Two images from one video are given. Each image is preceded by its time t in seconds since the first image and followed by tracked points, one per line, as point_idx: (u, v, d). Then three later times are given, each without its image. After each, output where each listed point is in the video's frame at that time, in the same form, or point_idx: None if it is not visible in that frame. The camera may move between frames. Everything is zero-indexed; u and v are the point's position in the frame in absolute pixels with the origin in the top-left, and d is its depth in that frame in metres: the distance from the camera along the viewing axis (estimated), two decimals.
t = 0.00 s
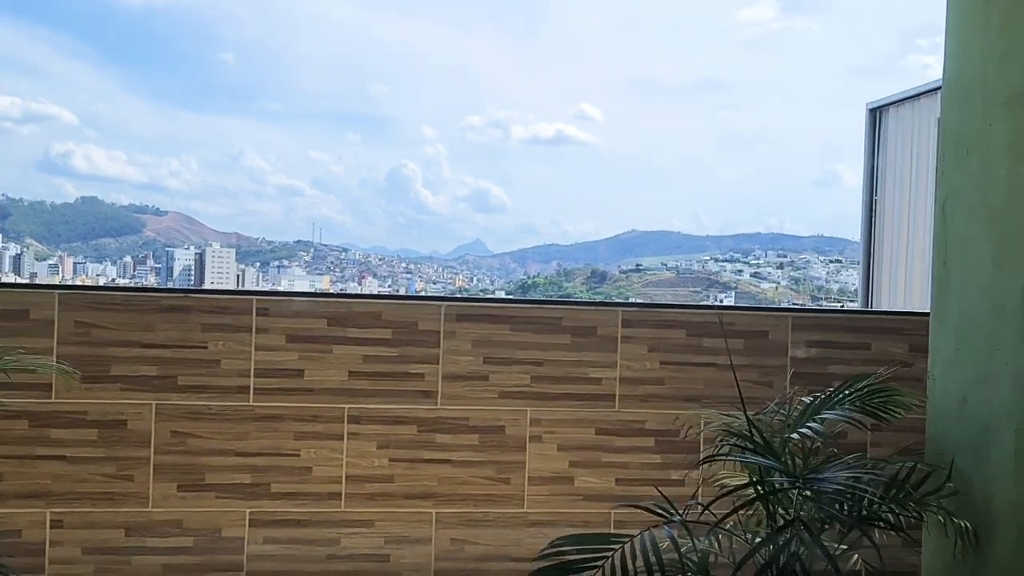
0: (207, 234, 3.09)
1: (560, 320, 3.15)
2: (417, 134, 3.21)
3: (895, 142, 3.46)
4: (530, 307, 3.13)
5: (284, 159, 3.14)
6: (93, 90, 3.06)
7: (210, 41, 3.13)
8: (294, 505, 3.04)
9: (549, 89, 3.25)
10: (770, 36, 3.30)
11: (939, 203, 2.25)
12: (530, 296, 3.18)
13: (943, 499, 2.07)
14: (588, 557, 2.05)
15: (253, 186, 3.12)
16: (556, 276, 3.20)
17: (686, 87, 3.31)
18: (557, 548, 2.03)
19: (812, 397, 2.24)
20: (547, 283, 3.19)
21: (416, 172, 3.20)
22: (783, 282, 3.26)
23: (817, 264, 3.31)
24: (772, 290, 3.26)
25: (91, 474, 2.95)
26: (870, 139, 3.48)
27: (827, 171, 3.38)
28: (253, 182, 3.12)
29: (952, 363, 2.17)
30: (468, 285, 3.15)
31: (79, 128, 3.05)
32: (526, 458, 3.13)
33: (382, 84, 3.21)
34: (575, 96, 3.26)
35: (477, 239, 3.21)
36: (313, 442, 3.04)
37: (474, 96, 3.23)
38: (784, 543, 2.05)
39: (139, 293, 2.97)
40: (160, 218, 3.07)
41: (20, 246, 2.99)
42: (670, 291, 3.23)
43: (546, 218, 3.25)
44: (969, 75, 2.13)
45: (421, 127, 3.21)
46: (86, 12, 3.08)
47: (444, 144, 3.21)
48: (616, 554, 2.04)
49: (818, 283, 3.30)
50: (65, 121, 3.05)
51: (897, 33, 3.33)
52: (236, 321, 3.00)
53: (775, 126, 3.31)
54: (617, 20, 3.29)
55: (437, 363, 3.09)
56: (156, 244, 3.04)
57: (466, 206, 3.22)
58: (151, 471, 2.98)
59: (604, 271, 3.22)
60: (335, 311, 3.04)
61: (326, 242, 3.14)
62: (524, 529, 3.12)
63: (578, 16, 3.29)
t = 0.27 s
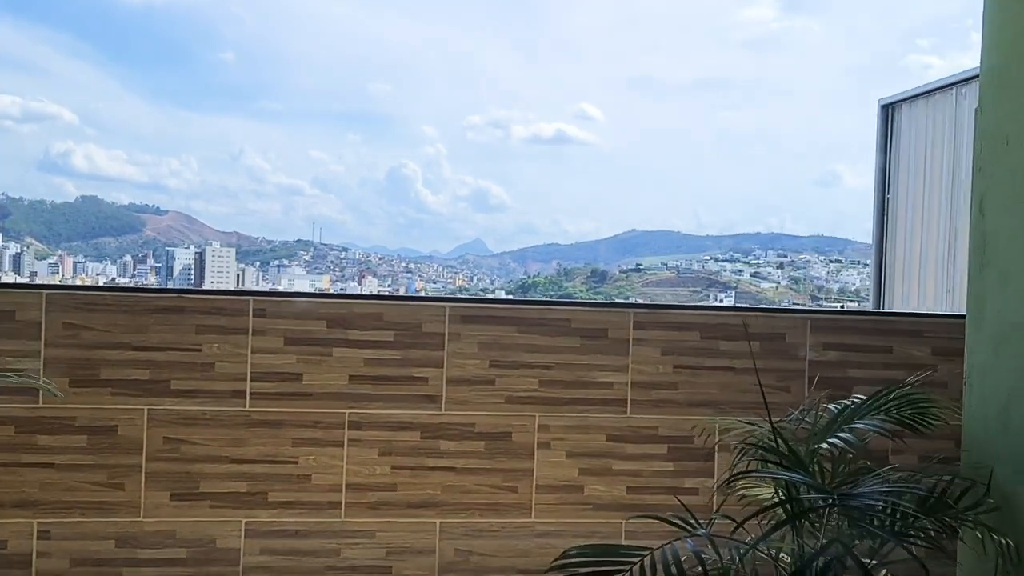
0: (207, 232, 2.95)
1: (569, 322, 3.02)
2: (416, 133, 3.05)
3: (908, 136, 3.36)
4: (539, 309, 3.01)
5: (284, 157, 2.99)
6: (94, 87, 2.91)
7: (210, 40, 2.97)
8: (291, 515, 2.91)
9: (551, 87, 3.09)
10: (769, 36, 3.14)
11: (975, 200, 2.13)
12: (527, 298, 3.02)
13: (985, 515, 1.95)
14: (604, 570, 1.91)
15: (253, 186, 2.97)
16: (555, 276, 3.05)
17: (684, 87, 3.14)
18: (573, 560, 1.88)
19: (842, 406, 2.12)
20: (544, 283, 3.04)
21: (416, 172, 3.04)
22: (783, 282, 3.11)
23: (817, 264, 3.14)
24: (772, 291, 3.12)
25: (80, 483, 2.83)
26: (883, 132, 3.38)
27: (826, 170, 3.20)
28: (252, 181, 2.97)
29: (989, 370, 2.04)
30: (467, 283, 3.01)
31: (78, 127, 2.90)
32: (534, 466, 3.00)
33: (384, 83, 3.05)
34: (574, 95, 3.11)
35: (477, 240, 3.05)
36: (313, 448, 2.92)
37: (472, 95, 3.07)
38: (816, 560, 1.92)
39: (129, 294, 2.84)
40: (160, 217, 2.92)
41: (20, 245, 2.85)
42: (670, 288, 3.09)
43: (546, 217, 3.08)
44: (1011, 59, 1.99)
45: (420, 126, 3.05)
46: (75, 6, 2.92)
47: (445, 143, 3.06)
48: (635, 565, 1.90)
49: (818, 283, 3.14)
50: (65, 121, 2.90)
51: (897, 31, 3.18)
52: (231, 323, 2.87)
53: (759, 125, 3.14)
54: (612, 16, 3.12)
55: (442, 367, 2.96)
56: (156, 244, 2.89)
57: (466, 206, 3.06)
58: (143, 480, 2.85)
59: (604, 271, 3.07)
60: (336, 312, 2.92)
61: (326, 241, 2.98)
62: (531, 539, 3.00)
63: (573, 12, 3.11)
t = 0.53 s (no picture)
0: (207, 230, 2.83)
1: (578, 324, 2.91)
2: (417, 131, 2.93)
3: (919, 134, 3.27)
4: (547, 310, 2.90)
5: (285, 157, 2.86)
6: (94, 85, 2.80)
7: (210, 38, 2.85)
8: (290, 524, 2.80)
9: (553, 84, 2.97)
10: (771, 37, 3.02)
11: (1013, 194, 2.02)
12: (529, 299, 2.90)
13: None
14: None
15: (253, 186, 2.85)
16: (556, 276, 2.93)
17: (684, 85, 3.02)
18: None
19: (868, 413, 2.01)
20: (546, 283, 2.92)
21: (416, 172, 2.92)
22: (784, 281, 3.01)
23: (818, 264, 3.02)
24: (773, 290, 3.01)
25: (69, 491, 2.72)
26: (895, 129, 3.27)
27: (826, 170, 3.08)
28: (252, 181, 2.85)
29: None
30: (469, 281, 2.89)
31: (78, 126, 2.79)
32: (542, 473, 2.89)
33: (386, 82, 2.92)
34: (572, 94, 2.98)
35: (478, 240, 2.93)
36: (312, 455, 2.81)
37: (471, 93, 2.95)
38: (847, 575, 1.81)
39: (121, 294, 2.73)
40: (161, 216, 2.81)
41: (21, 245, 2.74)
42: (671, 287, 2.98)
43: (546, 217, 2.96)
44: None
45: (421, 125, 2.93)
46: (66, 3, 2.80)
47: (445, 143, 2.94)
48: None
49: (818, 283, 3.03)
50: (66, 120, 2.79)
51: (899, 30, 3.09)
52: (227, 325, 2.77)
53: (762, 126, 3.03)
54: (608, 15, 2.99)
55: (446, 370, 2.86)
56: (156, 242, 2.78)
57: (466, 206, 2.94)
58: (135, 488, 2.74)
59: (604, 271, 2.95)
60: (336, 313, 2.81)
61: (326, 239, 2.87)
62: (539, 549, 2.89)
63: (572, 8, 2.99)
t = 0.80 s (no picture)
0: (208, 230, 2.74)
1: (587, 325, 2.82)
2: (416, 131, 2.83)
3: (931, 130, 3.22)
4: (555, 311, 2.81)
5: (286, 157, 2.76)
6: (94, 85, 2.70)
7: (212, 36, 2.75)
8: (289, 532, 2.72)
9: (554, 84, 2.88)
10: (771, 37, 2.94)
11: None
12: (529, 299, 2.81)
13: None
14: None
15: (253, 186, 2.75)
16: (556, 276, 2.84)
17: (683, 86, 2.92)
18: None
19: (893, 419, 1.92)
20: (546, 283, 2.83)
21: (416, 172, 2.82)
22: (784, 282, 2.94)
23: (819, 264, 2.95)
24: (773, 290, 2.94)
25: (62, 498, 2.63)
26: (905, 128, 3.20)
27: (827, 170, 3.00)
28: (254, 181, 2.75)
29: None
30: (468, 282, 2.81)
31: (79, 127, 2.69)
32: (549, 479, 2.81)
33: (386, 81, 2.82)
34: (572, 93, 2.88)
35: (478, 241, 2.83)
36: (312, 461, 2.72)
37: (471, 92, 2.85)
38: None
39: (114, 295, 2.65)
40: (162, 216, 2.72)
41: (21, 245, 2.66)
42: (670, 288, 2.89)
43: (546, 216, 2.86)
44: None
45: (420, 125, 2.84)
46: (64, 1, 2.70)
47: (445, 143, 2.84)
48: None
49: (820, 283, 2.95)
50: (67, 121, 2.69)
51: (899, 30, 3.02)
52: (224, 326, 2.67)
53: (761, 126, 2.94)
54: (608, 14, 2.89)
55: (451, 373, 2.77)
56: (156, 242, 2.70)
57: (466, 206, 2.84)
58: (129, 495, 2.66)
59: (604, 271, 2.86)
60: (337, 315, 2.72)
61: (329, 238, 2.77)
62: (546, 558, 2.80)
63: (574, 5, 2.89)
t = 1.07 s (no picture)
0: (207, 229, 2.67)
1: (592, 326, 2.77)
2: (417, 132, 2.77)
3: (935, 128, 3.21)
4: (560, 312, 2.75)
5: (284, 156, 2.70)
6: (97, 85, 2.64)
7: (211, 35, 2.69)
8: (288, 537, 2.66)
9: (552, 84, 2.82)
10: (770, 38, 2.86)
11: None
12: (529, 300, 2.74)
13: None
14: None
15: (253, 186, 2.69)
16: (557, 276, 2.76)
17: (683, 86, 2.86)
18: None
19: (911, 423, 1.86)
20: (546, 283, 2.76)
21: (416, 172, 2.76)
22: (784, 282, 2.86)
23: (819, 263, 2.87)
24: (774, 290, 2.87)
25: (56, 503, 2.57)
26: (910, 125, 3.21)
27: (826, 169, 2.92)
28: (252, 181, 2.69)
29: None
30: (472, 282, 2.73)
31: (79, 127, 2.64)
32: (553, 483, 2.75)
33: (386, 81, 2.77)
34: (573, 93, 2.83)
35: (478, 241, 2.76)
36: (311, 464, 2.67)
37: (469, 92, 2.80)
38: None
39: (109, 295, 2.59)
40: (162, 216, 2.66)
41: (22, 245, 2.58)
42: (671, 288, 2.82)
43: (546, 216, 2.79)
44: None
45: (421, 125, 2.78)
46: None
47: (445, 143, 2.78)
48: None
49: (820, 283, 2.87)
50: (67, 121, 2.64)
51: (898, 31, 2.94)
52: (221, 327, 2.62)
53: (762, 126, 2.87)
54: (607, 13, 2.83)
55: (453, 375, 2.71)
56: (156, 241, 2.63)
57: (466, 206, 2.77)
58: (125, 499, 2.60)
59: (604, 271, 2.79)
60: (337, 315, 2.66)
61: (325, 239, 2.70)
62: (550, 563, 2.75)
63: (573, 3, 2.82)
